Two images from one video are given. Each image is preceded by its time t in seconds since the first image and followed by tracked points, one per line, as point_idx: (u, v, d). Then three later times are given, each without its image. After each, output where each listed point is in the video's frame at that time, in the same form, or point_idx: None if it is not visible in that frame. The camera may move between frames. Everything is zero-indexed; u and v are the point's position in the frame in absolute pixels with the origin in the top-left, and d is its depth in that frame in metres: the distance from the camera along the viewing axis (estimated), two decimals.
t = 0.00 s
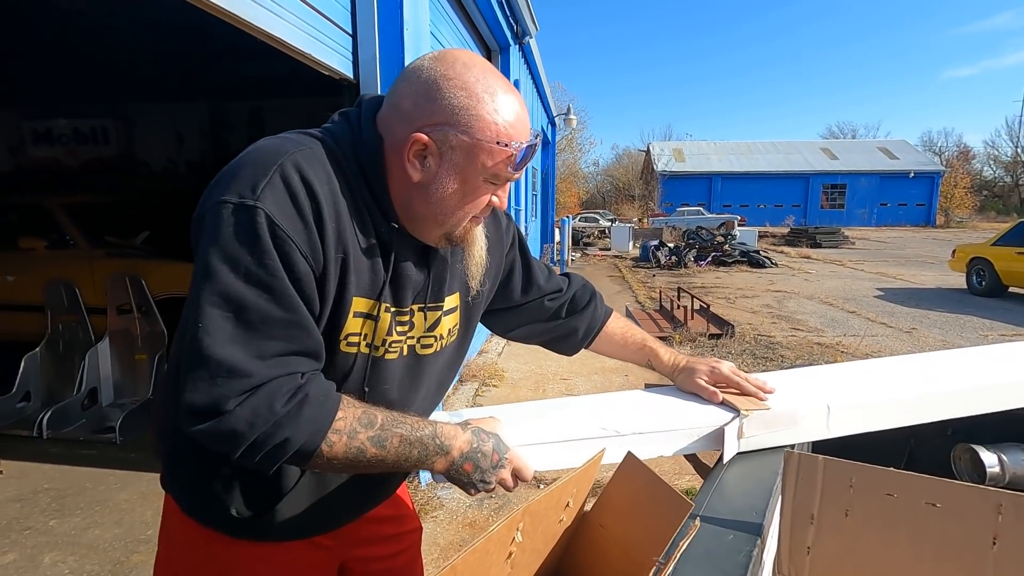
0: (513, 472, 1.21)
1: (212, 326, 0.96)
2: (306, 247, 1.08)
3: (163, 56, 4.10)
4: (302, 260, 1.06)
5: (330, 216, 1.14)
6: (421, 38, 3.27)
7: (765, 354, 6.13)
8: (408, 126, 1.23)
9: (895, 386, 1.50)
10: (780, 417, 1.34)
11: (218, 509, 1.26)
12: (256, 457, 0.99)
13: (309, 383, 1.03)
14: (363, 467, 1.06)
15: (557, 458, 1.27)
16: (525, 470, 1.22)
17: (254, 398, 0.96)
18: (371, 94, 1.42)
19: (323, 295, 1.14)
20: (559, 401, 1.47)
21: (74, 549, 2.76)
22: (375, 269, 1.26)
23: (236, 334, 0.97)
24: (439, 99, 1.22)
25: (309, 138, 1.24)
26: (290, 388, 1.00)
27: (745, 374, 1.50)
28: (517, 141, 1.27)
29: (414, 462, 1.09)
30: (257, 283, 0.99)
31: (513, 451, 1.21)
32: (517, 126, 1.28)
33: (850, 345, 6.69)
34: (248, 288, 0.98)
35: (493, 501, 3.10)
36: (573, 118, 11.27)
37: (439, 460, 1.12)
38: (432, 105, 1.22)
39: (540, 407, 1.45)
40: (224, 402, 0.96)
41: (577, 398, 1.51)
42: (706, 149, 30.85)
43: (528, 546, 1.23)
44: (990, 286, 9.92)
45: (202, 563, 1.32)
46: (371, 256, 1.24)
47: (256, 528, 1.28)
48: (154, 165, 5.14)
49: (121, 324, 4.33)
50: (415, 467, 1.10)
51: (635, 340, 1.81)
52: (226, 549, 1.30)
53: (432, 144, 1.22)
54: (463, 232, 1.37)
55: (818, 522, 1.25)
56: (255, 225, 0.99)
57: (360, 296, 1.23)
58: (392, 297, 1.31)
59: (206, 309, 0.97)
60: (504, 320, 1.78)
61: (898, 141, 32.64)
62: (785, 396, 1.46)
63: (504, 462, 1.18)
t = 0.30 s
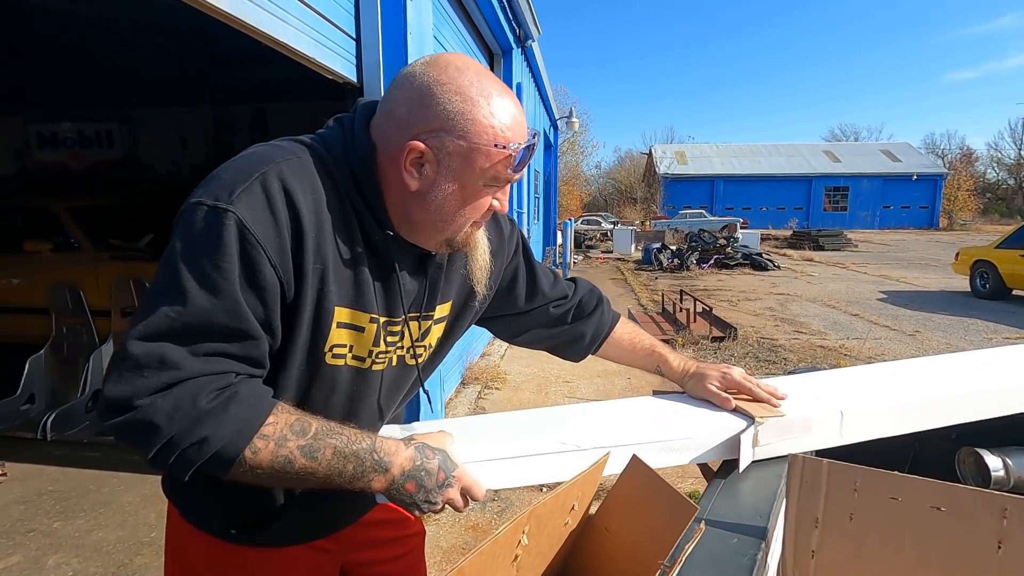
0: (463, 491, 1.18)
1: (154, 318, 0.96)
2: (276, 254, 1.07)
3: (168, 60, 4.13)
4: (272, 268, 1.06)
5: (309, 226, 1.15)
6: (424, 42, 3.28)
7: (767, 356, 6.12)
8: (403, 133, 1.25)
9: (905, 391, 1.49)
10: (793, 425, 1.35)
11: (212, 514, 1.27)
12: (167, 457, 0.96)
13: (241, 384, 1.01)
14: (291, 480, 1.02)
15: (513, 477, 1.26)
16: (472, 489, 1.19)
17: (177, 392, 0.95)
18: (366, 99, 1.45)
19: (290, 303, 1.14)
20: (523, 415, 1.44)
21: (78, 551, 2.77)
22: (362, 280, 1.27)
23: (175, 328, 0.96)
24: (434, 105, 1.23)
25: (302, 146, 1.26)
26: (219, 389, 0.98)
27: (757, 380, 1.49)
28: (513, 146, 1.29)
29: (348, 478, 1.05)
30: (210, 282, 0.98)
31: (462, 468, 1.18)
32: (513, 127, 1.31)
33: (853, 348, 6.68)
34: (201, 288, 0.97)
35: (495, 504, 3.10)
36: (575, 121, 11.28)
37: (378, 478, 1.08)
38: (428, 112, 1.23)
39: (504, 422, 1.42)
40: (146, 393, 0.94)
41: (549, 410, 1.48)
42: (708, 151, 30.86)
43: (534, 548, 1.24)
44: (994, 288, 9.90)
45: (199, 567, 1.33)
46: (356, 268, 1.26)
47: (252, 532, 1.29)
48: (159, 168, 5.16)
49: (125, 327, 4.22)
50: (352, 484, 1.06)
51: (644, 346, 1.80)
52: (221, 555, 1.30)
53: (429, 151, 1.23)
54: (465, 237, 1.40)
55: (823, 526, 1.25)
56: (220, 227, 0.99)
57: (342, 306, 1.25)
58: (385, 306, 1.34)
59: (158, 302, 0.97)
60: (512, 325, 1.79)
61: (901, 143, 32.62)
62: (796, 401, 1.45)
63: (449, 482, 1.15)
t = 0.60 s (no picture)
0: (415, 503, 1.08)
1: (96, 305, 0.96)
2: (231, 255, 1.07)
3: (162, 57, 4.11)
4: (226, 269, 1.06)
5: (274, 229, 1.16)
6: (421, 39, 3.27)
7: (764, 354, 6.14)
8: (382, 134, 1.26)
9: (907, 389, 1.49)
10: (798, 424, 1.33)
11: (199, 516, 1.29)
12: (86, 449, 0.93)
13: (177, 378, 0.99)
14: (223, 483, 0.99)
15: (474, 486, 1.13)
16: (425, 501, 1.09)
17: (105, 381, 0.93)
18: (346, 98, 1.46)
19: (248, 304, 1.14)
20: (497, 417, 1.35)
21: (74, 550, 2.76)
22: (335, 284, 1.28)
23: (112, 317, 0.95)
24: (415, 104, 1.24)
25: (278, 148, 1.27)
26: (151, 382, 0.96)
27: (759, 379, 1.48)
28: (496, 146, 1.29)
29: (285, 487, 1.01)
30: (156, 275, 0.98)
31: (414, 479, 1.08)
32: (496, 126, 1.31)
33: (849, 345, 6.70)
34: (148, 281, 0.97)
35: (492, 501, 3.10)
36: (573, 118, 11.28)
37: (320, 489, 1.02)
38: (407, 113, 1.24)
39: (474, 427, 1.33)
40: (71, 379, 0.93)
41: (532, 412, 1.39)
42: (705, 149, 30.89)
43: (528, 546, 1.24)
44: (989, 286, 9.93)
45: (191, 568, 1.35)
46: (327, 279, 1.28)
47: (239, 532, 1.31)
48: (154, 166, 5.14)
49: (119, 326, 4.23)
50: (290, 493, 1.02)
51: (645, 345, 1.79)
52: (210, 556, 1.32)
53: (410, 151, 1.24)
54: (448, 239, 1.39)
55: (817, 522, 1.25)
56: (175, 222, 1.01)
57: (313, 310, 1.26)
58: (361, 310, 1.35)
59: (104, 292, 0.97)
60: (511, 327, 1.81)
61: (897, 141, 32.70)
62: (799, 402, 1.44)
63: (397, 495, 1.05)
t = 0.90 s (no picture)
0: (380, 519, 1.09)
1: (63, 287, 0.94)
2: (207, 247, 1.06)
3: (160, 54, 4.09)
4: (202, 261, 1.05)
5: (254, 222, 1.16)
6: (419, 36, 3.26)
7: (762, 351, 6.15)
8: (363, 123, 1.27)
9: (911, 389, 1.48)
10: (803, 425, 1.33)
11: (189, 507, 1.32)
12: (32, 440, 0.89)
13: (140, 372, 0.95)
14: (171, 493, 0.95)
15: (441, 499, 1.12)
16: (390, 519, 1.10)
17: (62, 366, 0.90)
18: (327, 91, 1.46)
19: (225, 297, 1.13)
20: (463, 423, 1.34)
21: (73, 548, 2.76)
22: (319, 277, 1.28)
23: (80, 302, 0.92)
24: (395, 91, 1.25)
25: (258, 142, 1.27)
26: (112, 373, 0.92)
27: (761, 379, 1.48)
28: (476, 132, 1.30)
29: (241, 501, 0.98)
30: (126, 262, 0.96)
31: (378, 494, 1.08)
32: (477, 112, 1.31)
33: (847, 342, 6.71)
34: (121, 266, 0.96)
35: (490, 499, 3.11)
36: (572, 116, 11.27)
37: (279, 506, 1.01)
38: (387, 101, 1.25)
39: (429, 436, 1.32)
40: (27, 363, 0.89)
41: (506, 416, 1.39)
42: (704, 147, 30.89)
43: (527, 544, 1.20)
44: (987, 283, 9.95)
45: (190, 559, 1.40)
46: (309, 267, 1.27)
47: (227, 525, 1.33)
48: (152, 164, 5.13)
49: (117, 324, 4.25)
50: (246, 508, 1.00)
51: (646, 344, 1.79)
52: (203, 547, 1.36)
53: (390, 138, 1.24)
54: (432, 230, 1.40)
55: (815, 519, 1.25)
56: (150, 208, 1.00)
57: (296, 303, 1.26)
58: (347, 304, 1.35)
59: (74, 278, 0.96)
60: (509, 324, 1.81)
61: (895, 138, 32.73)
62: (803, 402, 1.43)
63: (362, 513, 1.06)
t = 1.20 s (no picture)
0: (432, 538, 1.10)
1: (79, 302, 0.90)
2: (209, 237, 1.04)
3: (157, 53, 4.08)
4: (206, 253, 1.03)
5: (250, 207, 1.14)
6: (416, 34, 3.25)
7: (759, 350, 6.16)
8: (338, 87, 1.27)
9: (899, 389, 1.49)
10: (794, 426, 1.33)
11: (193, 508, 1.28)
12: (91, 475, 0.88)
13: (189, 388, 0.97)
14: (231, 519, 0.96)
15: (477, 509, 1.15)
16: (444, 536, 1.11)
17: (111, 388, 0.88)
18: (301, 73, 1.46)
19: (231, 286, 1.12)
20: (497, 431, 1.35)
21: (68, 548, 2.75)
22: (311, 256, 1.29)
23: (111, 313, 0.90)
24: (366, 52, 1.25)
25: (237, 128, 1.26)
26: (160, 387, 0.92)
27: (742, 381, 1.48)
28: (450, 91, 1.30)
29: (297, 534, 0.98)
30: (143, 266, 0.94)
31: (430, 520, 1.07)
32: (453, 78, 1.32)
33: (844, 341, 6.73)
34: (144, 272, 0.94)
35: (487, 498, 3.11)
36: (569, 114, 11.27)
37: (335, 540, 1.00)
38: (360, 62, 1.25)
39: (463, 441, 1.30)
40: (72, 387, 0.87)
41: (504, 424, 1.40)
42: (701, 145, 30.90)
43: (521, 543, 1.18)
44: (983, 281, 9.99)
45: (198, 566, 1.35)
46: (297, 220, 1.26)
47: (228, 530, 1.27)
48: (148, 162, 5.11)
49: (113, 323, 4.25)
50: (304, 539, 0.99)
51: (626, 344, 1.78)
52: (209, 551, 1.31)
53: (364, 100, 1.24)
54: (410, 201, 1.40)
55: (811, 517, 1.25)
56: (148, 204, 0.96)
57: (293, 285, 1.27)
58: (338, 284, 1.36)
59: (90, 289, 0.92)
60: (489, 309, 1.82)
61: (891, 137, 32.82)
62: (789, 404, 1.43)
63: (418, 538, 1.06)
